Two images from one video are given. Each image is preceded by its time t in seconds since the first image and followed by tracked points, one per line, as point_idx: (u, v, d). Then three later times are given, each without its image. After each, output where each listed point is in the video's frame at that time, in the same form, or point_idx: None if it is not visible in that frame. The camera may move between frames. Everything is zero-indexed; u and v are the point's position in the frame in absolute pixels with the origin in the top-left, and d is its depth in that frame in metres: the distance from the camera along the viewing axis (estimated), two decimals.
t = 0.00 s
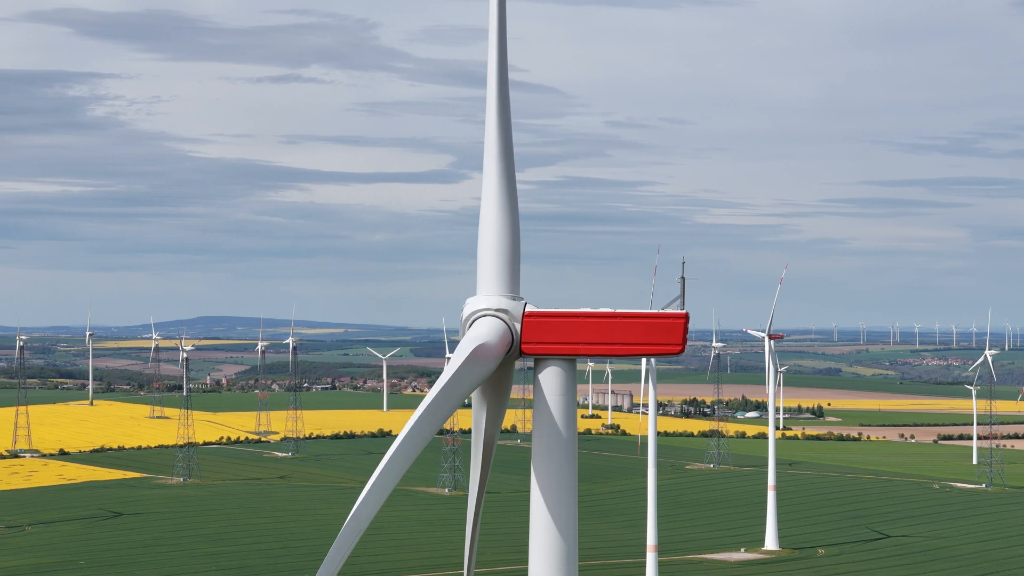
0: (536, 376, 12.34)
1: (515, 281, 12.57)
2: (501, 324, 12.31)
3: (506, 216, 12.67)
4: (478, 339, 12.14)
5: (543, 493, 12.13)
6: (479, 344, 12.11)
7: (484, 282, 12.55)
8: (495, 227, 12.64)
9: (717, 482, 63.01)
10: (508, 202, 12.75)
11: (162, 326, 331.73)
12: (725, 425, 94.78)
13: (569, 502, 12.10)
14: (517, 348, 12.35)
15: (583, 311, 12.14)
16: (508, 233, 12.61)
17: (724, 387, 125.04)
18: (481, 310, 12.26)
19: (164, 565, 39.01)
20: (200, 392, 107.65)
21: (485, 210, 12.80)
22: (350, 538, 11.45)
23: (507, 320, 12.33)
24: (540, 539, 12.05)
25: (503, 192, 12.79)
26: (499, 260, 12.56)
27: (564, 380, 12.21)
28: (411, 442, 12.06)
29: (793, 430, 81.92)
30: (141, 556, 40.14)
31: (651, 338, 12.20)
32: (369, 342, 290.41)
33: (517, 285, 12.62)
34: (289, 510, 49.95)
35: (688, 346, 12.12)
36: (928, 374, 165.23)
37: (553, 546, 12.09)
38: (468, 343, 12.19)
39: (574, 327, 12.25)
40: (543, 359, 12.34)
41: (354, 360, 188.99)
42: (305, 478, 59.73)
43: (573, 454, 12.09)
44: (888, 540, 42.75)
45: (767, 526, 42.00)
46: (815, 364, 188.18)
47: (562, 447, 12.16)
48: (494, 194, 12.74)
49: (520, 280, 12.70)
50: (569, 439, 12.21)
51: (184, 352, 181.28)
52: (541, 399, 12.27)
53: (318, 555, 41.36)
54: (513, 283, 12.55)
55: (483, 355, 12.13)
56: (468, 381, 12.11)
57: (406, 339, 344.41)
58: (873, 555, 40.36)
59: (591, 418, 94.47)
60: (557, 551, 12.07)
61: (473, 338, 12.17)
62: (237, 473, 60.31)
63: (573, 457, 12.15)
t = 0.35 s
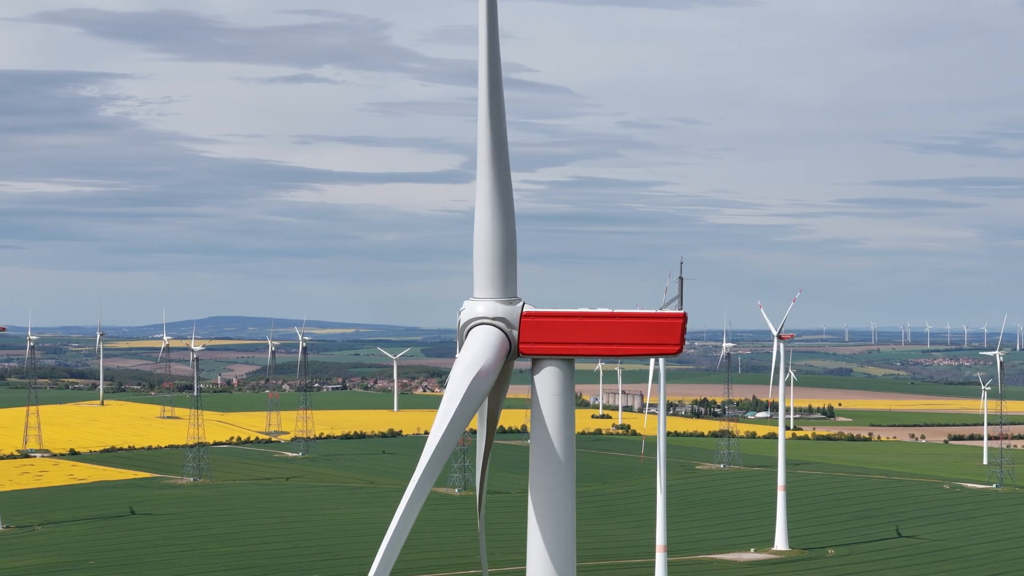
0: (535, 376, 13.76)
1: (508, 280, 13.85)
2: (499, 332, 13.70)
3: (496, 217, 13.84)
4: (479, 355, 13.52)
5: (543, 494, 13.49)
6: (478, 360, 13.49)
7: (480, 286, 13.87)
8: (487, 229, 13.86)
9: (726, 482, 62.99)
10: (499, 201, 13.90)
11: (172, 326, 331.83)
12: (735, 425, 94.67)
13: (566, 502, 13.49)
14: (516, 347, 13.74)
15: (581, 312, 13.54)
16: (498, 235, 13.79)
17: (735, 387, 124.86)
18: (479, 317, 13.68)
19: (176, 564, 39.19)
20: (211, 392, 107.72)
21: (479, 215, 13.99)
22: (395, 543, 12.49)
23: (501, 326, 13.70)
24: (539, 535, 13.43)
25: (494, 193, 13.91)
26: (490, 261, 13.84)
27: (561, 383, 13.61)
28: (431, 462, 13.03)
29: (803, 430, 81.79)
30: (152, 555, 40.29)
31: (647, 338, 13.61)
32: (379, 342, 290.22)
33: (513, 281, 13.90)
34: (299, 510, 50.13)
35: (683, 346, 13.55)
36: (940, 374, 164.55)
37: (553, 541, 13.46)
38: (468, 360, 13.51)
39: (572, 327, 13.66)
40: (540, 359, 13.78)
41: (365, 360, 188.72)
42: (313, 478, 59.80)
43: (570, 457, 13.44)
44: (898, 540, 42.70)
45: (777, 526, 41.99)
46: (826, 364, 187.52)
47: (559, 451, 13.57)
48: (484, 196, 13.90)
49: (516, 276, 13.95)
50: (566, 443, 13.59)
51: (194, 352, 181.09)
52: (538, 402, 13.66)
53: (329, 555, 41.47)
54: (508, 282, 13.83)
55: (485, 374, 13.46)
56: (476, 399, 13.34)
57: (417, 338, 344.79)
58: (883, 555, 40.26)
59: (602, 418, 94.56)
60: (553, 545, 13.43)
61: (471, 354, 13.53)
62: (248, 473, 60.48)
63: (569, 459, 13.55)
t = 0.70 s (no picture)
0: (532, 375, 14.18)
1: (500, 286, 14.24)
2: (495, 339, 14.14)
3: (485, 225, 14.03)
4: (478, 365, 14.01)
5: (541, 494, 13.91)
6: (476, 369, 13.94)
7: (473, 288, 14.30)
8: (476, 236, 14.12)
9: (735, 482, 62.88)
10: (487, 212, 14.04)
11: (182, 326, 332.65)
12: (744, 425, 94.46)
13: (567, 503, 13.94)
14: (513, 345, 14.17)
15: (580, 312, 14.03)
16: (486, 242, 14.04)
17: (744, 387, 124.61)
18: (477, 325, 14.11)
19: (184, 564, 39.25)
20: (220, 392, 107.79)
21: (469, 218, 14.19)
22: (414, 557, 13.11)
23: (499, 331, 14.12)
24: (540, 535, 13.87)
25: (484, 201, 14.03)
26: (480, 266, 14.16)
27: (558, 382, 14.06)
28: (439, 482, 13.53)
29: (812, 430, 81.55)
30: (160, 555, 40.36)
31: (645, 337, 14.14)
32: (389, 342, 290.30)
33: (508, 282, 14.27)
34: (306, 510, 50.14)
35: (680, 344, 14.12)
36: (951, 374, 163.95)
37: (551, 540, 13.91)
38: (466, 376, 13.98)
39: (569, 327, 14.12)
40: (537, 358, 14.19)
41: (376, 360, 188.67)
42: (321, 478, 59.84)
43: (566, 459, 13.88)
44: (908, 540, 42.53)
45: (785, 526, 41.88)
46: (836, 364, 187.02)
47: (556, 451, 13.99)
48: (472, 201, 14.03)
49: (510, 276, 14.25)
50: (564, 443, 14.05)
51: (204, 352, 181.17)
52: (536, 400, 14.10)
53: (336, 555, 41.49)
54: (500, 287, 14.20)
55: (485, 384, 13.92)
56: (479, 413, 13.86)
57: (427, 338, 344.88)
58: (892, 555, 40.12)
59: (611, 418, 94.48)
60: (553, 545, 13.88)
61: (469, 366, 14.00)
62: (257, 472, 60.54)
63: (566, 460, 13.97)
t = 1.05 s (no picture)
0: (529, 375, 14.36)
1: (490, 293, 14.20)
2: (491, 346, 14.35)
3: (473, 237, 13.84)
4: (475, 371, 14.27)
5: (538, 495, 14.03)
6: (473, 378, 14.21)
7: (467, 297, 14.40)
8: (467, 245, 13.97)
9: (743, 481, 62.79)
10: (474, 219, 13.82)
11: (192, 326, 333.61)
12: (753, 425, 94.33)
13: (565, 503, 14.02)
14: (510, 343, 14.33)
15: (575, 311, 14.21)
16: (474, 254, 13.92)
17: (753, 387, 124.50)
18: (471, 333, 14.35)
19: (191, 564, 39.29)
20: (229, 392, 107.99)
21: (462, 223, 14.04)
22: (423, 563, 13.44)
23: (495, 339, 14.34)
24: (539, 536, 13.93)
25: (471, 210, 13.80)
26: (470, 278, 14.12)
27: (554, 382, 14.20)
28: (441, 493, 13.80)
29: (821, 430, 81.39)
30: (167, 555, 40.40)
31: (643, 336, 14.27)
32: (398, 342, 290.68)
33: (500, 288, 14.21)
34: (314, 510, 50.16)
35: (678, 343, 14.27)
36: (961, 375, 163.74)
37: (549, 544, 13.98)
38: (465, 383, 14.28)
39: (566, 326, 14.30)
40: (534, 359, 14.33)
41: (385, 360, 188.91)
42: (330, 478, 59.91)
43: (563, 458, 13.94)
44: (917, 540, 42.39)
45: (794, 526, 41.78)
46: (846, 364, 186.88)
47: (553, 449, 14.08)
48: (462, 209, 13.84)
49: (503, 285, 14.19)
50: (561, 443, 14.13)
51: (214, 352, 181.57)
52: (534, 398, 14.23)
53: (344, 555, 41.49)
54: (492, 296, 14.22)
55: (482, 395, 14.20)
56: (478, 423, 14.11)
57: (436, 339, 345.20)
58: (900, 556, 39.99)
59: (620, 418, 94.42)
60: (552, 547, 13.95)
61: (466, 373, 14.28)
62: (265, 472, 60.63)
63: (563, 458, 14.07)
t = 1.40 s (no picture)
0: (527, 375, 14.82)
1: (484, 300, 14.45)
2: (488, 354, 14.81)
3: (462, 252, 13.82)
4: (473, 376, 14.71)
5: (537, 494, 14.58)
6: (469, 384, 14.65)
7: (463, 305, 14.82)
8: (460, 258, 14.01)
9: (752, 481, 62.78)
10: (464, 235, 13.69)
11: (201, 326, 333.88)
12: (763, 425, 94.18)
13: (560, 501, 14.60)
14: (509, 343, 14.79)
15: (574, 311, 14.74)
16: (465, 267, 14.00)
17: (763, 388, 124.24)
18: (467, 341, 14.77)
19: (201, 564, 39.38)
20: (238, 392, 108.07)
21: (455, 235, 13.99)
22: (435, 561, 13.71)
23: (491, 347, 14.82)
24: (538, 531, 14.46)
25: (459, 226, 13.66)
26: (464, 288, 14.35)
27: (552, 383, 14.68)
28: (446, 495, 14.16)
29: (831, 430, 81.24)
30: (176, 555, 40.49)
31: (640, 337, 14.91)
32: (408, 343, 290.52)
33: (493, 295, 14.44)
34: (323, 509, 50.28)
35: (673, 344, 14.98)
36: (971, 375, 163.20)
37: (546, 542, 14.50)
38: (464, 387, 14.68)
39: (564, 327, 14.81)
40: (530, 359, 14.79)
41: (394, 360, 188.79)
42: (340, 478, 60.02)
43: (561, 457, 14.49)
44: (926, 540, 42.31)
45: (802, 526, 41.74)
46: (856, 364, 186.31)
47: (552, 449, 14.62)
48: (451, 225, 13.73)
49: (493, 296, 14.45)
50: (559, 442, 14.68)
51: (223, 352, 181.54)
52: (532, 399, 14.72)
53: (353, 555, 41.56)
54: (486, 305, 14.58)
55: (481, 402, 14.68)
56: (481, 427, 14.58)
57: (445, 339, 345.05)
58: (910, 556, 39.90)
59: (629, 418, 94.31)
60: (552, 542, 14.46)
61: (465, 377, 14.72)
62: (275, 472, 60.77)
63: (562, 457, 14.63)
